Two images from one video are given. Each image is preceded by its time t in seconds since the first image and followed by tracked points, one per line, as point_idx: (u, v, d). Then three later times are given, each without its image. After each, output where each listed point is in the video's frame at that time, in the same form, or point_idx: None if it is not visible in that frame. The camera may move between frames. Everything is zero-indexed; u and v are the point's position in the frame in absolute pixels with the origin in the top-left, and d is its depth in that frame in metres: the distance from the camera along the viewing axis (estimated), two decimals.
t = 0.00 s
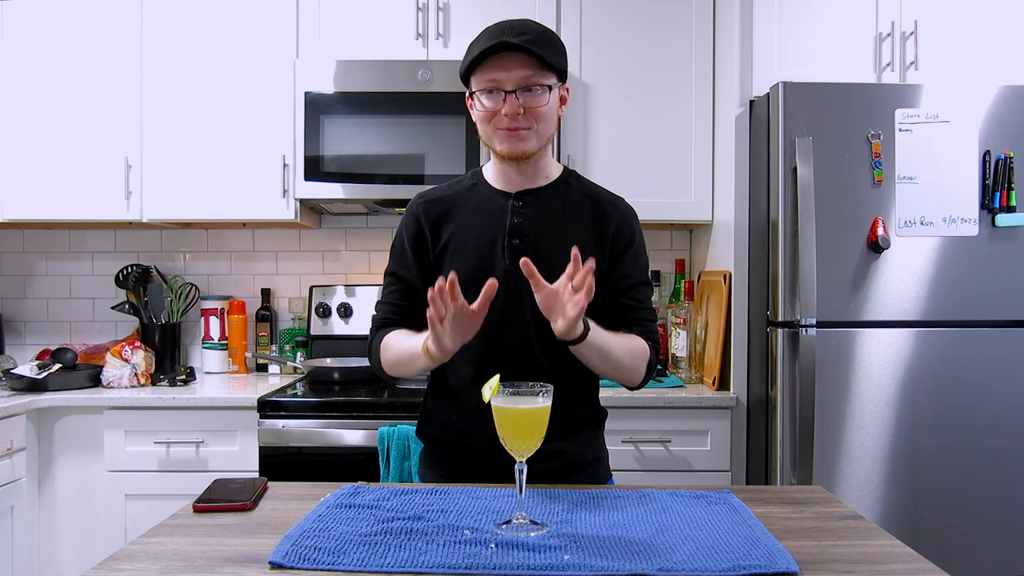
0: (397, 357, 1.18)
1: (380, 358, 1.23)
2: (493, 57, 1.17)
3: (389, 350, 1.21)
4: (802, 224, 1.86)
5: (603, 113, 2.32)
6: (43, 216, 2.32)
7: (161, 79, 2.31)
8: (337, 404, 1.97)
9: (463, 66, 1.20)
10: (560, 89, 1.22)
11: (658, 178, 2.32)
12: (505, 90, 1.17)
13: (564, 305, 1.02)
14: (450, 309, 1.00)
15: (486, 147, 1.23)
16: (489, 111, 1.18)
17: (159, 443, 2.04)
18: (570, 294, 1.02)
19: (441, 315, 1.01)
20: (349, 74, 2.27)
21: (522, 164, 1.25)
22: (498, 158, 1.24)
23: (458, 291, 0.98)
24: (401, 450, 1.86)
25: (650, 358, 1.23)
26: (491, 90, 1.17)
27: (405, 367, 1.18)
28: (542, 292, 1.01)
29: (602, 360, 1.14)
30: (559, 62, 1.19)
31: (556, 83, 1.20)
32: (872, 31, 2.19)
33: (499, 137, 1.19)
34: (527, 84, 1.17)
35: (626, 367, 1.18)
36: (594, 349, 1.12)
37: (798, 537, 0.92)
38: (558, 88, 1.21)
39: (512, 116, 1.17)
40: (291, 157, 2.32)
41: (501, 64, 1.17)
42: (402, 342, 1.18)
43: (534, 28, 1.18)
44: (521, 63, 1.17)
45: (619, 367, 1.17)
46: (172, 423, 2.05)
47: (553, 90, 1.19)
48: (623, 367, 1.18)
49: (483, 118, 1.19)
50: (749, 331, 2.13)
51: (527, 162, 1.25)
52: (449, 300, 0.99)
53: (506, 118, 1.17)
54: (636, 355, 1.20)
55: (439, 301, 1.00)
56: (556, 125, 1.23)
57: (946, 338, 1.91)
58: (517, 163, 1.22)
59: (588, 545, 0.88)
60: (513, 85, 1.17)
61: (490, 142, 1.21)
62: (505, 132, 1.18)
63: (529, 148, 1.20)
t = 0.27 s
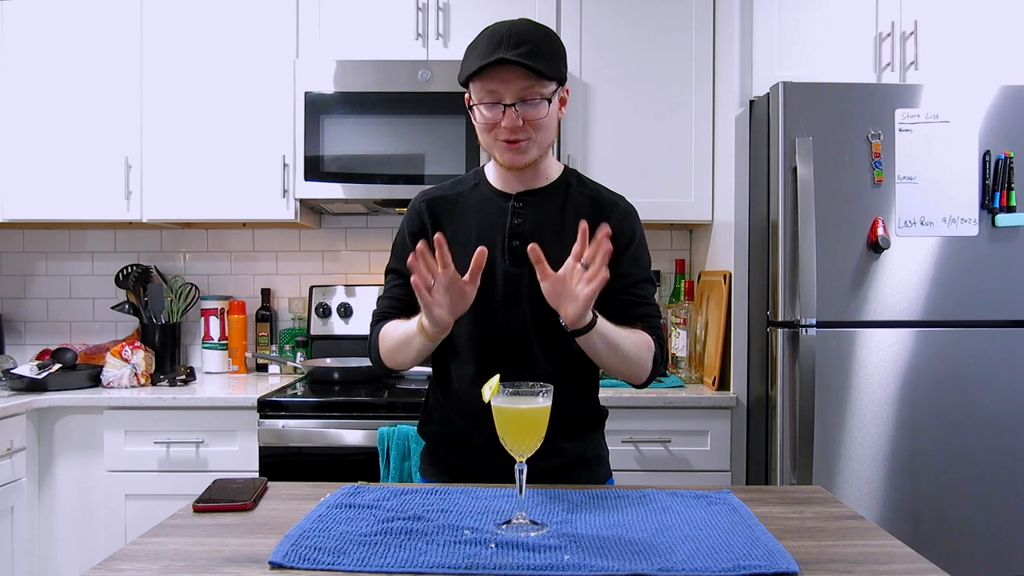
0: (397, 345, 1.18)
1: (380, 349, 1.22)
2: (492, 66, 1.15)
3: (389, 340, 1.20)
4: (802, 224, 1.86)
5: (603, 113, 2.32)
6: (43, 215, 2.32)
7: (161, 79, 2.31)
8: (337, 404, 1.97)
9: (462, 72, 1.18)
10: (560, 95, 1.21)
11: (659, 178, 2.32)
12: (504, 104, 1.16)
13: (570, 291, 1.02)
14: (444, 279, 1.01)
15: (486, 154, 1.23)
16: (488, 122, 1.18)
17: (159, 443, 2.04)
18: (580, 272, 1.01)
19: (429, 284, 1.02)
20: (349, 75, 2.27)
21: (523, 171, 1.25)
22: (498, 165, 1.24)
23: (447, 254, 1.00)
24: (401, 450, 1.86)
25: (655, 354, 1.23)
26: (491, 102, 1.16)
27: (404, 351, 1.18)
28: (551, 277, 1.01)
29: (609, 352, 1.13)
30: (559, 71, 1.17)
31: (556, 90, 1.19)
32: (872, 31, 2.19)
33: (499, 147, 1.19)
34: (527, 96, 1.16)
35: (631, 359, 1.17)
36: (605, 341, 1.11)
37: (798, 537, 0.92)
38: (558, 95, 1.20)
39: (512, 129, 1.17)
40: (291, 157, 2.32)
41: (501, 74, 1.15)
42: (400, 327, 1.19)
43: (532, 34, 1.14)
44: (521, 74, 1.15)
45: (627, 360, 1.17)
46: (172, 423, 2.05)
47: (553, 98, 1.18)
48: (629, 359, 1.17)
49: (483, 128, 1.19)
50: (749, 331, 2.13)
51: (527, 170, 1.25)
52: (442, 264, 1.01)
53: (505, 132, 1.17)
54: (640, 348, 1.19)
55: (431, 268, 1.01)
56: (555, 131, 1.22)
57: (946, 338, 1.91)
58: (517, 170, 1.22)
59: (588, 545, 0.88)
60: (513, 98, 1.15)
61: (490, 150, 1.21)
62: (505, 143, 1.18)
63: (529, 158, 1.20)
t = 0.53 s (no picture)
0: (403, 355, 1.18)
1: (387, 357, 1.22)
2: (490, 57, 1.17)
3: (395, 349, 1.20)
4: (802, 224, 1.86)
5: (603, 113, 2.32)
6: (43, 215, 2.32)
7: (161, 79, 2.31)
8: (337, 404, 1.97)
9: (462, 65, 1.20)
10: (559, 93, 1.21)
11: (659, 178, 2.32)
12: (499, 93, 1.17)
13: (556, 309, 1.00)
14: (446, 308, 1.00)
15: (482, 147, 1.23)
16: (484, 112, 1.18)
17: (159, 443, 2.04)
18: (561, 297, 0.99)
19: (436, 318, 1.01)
20: (350, 74, 2.27)
21: (519, 167, 1.25)
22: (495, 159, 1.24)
23: (449, 289, 0.98)
24: (401, 450, 1.86)
25: (655, 355, 1.23)
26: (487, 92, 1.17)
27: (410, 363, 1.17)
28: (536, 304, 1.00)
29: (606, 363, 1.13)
30: (558, 67, 1.18)
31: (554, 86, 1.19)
32: (872, 31, 2.19)
33: (494, 139, 1.20)
34: (522, 87, 1.16)
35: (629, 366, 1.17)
36: (598, 346, 1.11)
37: (798, 538, 0.92)
38: (556, 92, 1.20)
39: (505, 119, 1.17)
40: (291, 157, 2.32)
41: (498, 65, 1.17)
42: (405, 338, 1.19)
43: (533, 30, 1.17)
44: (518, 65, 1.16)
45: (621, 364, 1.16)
46: (172, 423, 2.05)
47: (551, 94, 1.19)
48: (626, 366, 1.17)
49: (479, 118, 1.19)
50: (749, 331, 2.13)
51: (524, 165, 1.24)
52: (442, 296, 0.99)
53: (498, 121, 1.17)
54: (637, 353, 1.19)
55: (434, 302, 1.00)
56: (553, 128, 1.22)
57: (946, 338, 1.91)
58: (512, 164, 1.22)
59: (588, 545, 0.88)
60: (508, 88, 1.16)
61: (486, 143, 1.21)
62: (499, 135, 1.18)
63: (524, 151, 1.20)
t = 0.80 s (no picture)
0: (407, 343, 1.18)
1: (389, 347, 1.22)
2: (496, 57, 1.16)
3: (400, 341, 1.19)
4: (802, 224, 1.86)
5: (603, 114, 2.32)
6: (44, 215, 2.32)
7: (161, 79, 2.31)
8: (337, 404, 1.97)
9: (467, 64, 1.19)
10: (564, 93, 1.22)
11: (659, 178, 2.32)
12: (506, 93, 1.17)
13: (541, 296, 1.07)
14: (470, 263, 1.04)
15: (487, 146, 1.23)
16: (490, 112, 1.18)
17: (159, 443, 2.04)
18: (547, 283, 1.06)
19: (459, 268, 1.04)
20: (350, 75, 2.27)
21: (523, 167, 1.25)
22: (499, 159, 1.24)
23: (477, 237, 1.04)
24: (401, 450, 1.86)
25: (661, 350, 1.21)
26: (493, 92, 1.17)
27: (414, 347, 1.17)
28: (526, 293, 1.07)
29: (607, 356, 1.14)
30: (563, 67, 1.18)
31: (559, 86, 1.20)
32: (872, 31, 2.19)
33: (499, 139, 1.19)
34: (528, 88, 1.16)
35: (633, 361, 1.17)
36: (596, 337, 1.12)
37: (798, 537, 0.92)
38: (561, 92, 1.20)
39: (512, 118, 1.17)
40: (291, 157, 2.32)
41: (504, 65, 1.16)
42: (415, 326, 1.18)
43: (540, 30, 1.17)
44: (524, 67, 1.16)
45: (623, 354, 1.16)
46: (172, 423, 2.05)
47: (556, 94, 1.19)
48: (631, 361, 1.17)
49: (485, 118, 1.19)
50: (749, 331, 2.13)
51: (528, 165, 1.24)
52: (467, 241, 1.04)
53: (505, 120, 1.17)
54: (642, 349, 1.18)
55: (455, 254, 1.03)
56: (557, 128, 1.22)
57: (946, 338, 1.91)
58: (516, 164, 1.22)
59: (588, 545, 0.88)
60: (515, 88, 1.16)
61: (491, 142, 1.21)
62: (505, 135, 1.18)
63: (529, 151, 1.20)
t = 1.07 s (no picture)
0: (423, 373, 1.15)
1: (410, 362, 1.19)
2: (505, 57, 1.17)
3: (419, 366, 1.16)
4: (802, 224, 1.86)
5: (603, 114, 2.32)
6: (43, 215, 2.32)
7: (160, 79, 2.31)
8: (337, 404, 1.97)
9: (474, 64, 1.20)
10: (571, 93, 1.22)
11: (659, 178, 2.32)
12: (515, 92, 1.17)
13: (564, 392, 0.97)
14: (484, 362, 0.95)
15: (494, 145, 1.24)
16: (498, 111, 1.19)
17: (159, 443, 2.04)
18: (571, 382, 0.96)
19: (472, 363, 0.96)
20: (350, 74, 2.27)
21: (529, 166, 1.25)
22: (506, 158, 1.24)
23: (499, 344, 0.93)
24: (401, 450, 1.86)
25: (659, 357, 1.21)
26: (502, 91, 1.18)
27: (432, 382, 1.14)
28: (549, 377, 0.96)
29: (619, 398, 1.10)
30: (571, 67, 1.19)
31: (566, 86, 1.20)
32: (872, 31, 2.19)
33: (506, 138, 1.20)
34: (537, 87, 1.17)
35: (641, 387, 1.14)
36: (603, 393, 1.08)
37: (798, 538, 0.92)
38: (568, 92, 1.21)
39: (521, 118, 1.18)
40: (291, 157, 2.32)
41: (512, 65, 1.17)
42: (438, 358, 1.14)
43: (547, 30, 1.17)
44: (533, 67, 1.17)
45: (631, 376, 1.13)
46: (172, 423, 2.05)
47: (564, 94, 1.20)
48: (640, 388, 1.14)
49: (493, 117, 1.20)
50: (749, 331, 2.13)
51: (535, 164, 1.25)
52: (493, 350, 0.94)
53: (514, 120, 1.18)
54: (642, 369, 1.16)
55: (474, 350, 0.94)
56: (564, 127, 1.23)
57: (946, 338, 1.91)
58: (523, 164, 1.23)
59: (588, 545, 0.88)
60: (524, 88, 1.17)
61: (498, 141, 1.21)
62: (512, 134, 1.19)
63: (536, 150, 1.21)
